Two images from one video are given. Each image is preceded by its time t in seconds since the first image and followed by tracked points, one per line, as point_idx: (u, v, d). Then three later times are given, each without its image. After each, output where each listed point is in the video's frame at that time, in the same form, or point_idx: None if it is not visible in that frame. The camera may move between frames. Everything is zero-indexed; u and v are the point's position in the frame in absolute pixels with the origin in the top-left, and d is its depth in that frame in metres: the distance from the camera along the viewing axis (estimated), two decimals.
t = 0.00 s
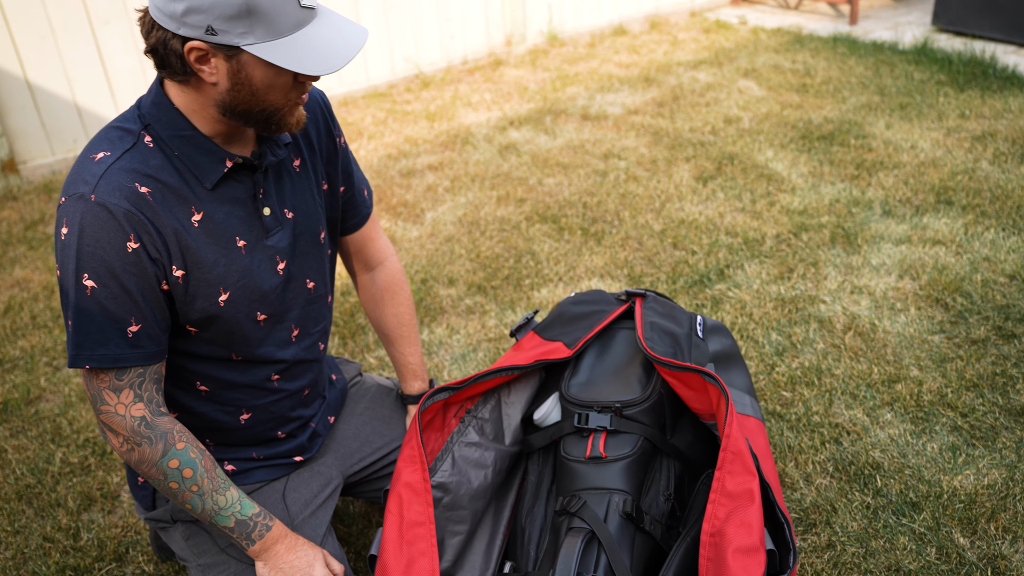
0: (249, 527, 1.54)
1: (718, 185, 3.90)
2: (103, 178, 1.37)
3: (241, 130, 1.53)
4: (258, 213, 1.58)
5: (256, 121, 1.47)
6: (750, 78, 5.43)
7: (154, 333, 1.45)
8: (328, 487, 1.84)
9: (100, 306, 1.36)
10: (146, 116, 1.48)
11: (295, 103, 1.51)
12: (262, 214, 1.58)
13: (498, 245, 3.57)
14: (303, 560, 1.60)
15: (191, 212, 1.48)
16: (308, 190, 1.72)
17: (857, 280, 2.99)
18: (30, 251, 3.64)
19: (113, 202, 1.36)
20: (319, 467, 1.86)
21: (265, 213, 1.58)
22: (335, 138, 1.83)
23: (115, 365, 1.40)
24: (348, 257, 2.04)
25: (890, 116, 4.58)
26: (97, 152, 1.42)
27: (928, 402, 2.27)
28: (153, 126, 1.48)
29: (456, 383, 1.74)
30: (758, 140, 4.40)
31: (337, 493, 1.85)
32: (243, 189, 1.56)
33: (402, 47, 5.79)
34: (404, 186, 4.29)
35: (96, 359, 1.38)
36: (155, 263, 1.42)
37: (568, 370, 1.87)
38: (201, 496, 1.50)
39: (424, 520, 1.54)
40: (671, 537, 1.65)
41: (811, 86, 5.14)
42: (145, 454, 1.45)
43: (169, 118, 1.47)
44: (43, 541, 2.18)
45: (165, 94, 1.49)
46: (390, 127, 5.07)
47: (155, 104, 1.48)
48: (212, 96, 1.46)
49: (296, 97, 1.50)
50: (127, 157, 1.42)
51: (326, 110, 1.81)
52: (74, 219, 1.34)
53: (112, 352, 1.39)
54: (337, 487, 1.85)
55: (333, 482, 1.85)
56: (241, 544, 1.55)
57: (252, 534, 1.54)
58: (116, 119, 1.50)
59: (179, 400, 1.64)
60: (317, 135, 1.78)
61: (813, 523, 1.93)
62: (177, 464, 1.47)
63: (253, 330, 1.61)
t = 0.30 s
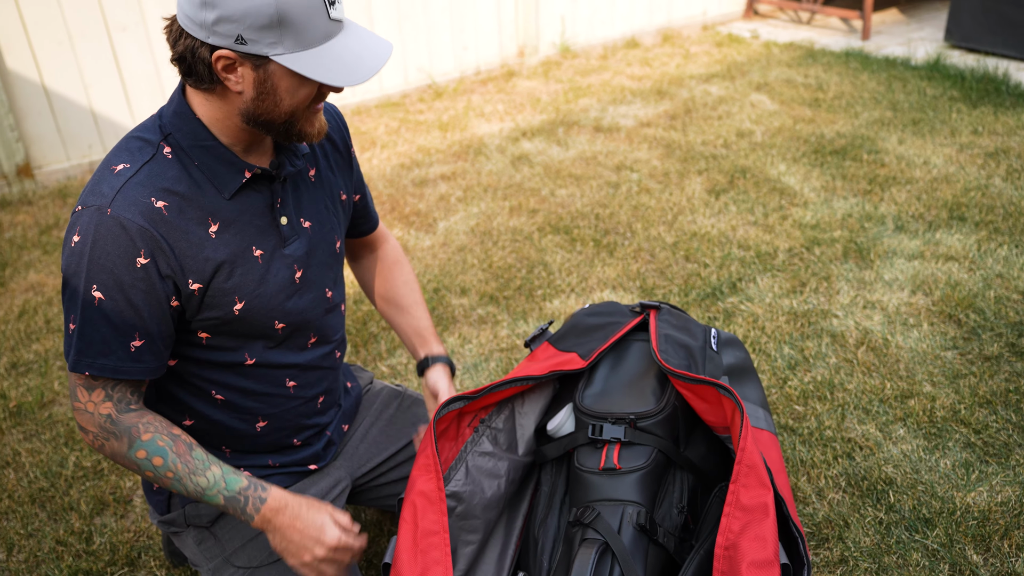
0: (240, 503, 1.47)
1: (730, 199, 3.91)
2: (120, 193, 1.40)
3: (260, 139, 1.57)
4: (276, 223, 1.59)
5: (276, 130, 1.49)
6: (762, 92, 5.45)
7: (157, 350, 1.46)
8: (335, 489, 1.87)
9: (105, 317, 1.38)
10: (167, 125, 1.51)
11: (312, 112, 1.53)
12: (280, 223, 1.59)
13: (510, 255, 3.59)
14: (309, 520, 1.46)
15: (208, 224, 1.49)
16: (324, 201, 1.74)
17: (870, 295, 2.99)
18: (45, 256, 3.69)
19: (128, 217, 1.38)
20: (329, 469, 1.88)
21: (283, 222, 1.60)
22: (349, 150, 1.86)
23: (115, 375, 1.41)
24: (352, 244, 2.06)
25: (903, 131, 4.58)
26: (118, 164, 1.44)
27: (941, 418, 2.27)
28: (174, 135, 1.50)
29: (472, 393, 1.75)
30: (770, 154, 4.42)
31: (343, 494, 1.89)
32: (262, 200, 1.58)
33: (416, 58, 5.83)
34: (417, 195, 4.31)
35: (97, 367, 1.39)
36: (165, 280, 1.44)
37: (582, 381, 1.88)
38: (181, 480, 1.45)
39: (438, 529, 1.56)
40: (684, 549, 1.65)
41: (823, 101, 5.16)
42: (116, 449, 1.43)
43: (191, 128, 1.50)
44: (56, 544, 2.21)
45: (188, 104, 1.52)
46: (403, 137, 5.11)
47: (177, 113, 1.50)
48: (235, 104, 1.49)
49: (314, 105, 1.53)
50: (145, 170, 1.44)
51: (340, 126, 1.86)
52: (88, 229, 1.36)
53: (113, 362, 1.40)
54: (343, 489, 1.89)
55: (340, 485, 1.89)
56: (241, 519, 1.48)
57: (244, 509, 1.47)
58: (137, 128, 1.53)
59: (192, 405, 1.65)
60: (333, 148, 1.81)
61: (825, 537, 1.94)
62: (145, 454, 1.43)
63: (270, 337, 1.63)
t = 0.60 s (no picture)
0: (240, 355, 1.38)
1: (738, 205, 3.91)
2: (126, 188, 1.38)
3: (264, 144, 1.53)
4: (282, 223, 1.57)
5: (251, 135, 1.45)
6: (770, 98, 5.45)
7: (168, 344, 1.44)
8: (343, 493, 1.88)
9: (114, 313, 1.36)
10: (175, 124, 1.49)
11: (295, 129, 1.48)
12: (286, 224, 1.57)
13: (518, 260, 3.59)
14: (295, 308, 1.33)
15: (213, 221, 1.48)
16: (330, 206, 1.72)
17: (878, 302, 2.99)
18: (53, 257, 3.71)
19: (133, 212, 1.37)
20: (337, 473, 1.88)
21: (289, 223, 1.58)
22: (354, 156, 1.87)
23: (130, 372, 1.38)
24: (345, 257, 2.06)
25: (911, 138, 4.58)
26: (124, 161, 1.43)
27: (950, 426, 2.27)
28: (180, 134, 1.49)
29: (482, 398, 1.76)
30: (778, 159, 4.42)
31: (351, 499, 1.89)
32: (268, 200, 1.56)
33: (423, 62, 5.84)
34: (424, 199, 4.32)
35: (114, 363, 1.37)
36: (171, 275, 1.42)
37: (591, 386, 1.88)
38: (187, 388, 1.38)
39: (447, 533, 1.57)
40: (693, 555, 1.66)
41: (831, 107, 5.16)
42: (129, 420, 1.39)
43: (197, 127, 1.48)
44: (63, 546, 2.21)
45: (195, 101, 1.50)
46: (411, 141, 5.13)
47: (184, 112, 1.49)
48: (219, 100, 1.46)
49: (297, 122, 1.47)
50: (151, 167, 1.43)
51: (346, 132, 1.87)
52: (94, 225, 1.35)
53: (122, 359, 1.37)
54: (351, 493, 1.90)
55: (348, 488, 1.89)
56: (263, 365, 1.38)
57: (244, 354, 1.37)
58: (145, 127, 1.52)
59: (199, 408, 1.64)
60: (337, 150, 1.82)
61: (834, 546, 1.94)
62: (148, 399, 1.38)
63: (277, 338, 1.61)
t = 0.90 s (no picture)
0: (286, 389, 1.48)
1: (743, 211, 3.91)
2: (133, 193, 1.38)
3: (270, 147, 1.55)
4: (287, 228, 1.58)
5: (278, 138, 1.48)
6: (775, 104, 5.46)
7: (178, 347, 1.44)
8: (348, 498, 1.88)
9: (126, 318, 1.36)
10: (179, 129, 1.50)
11: (318, 126, 1.52)
12: (290, 228, 1.58)
13: (523, 265, 3.60)
14: (353, 367, 1.51)
15: (220, 226, 1.48)
16: (334, 209, 1.73)
17: (884, 309, 2.99)
18: (58, 259, 3.73)
19: (142, 217, 1.37)
20: (341, 479, 1.88)
21: (293, 227, 1.59)
22: (355, 160, 1.88)
23: (138, 375, 1.39)
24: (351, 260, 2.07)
25: (916, 144, 4.58)
26: (129, 166, 1.43)
27: (956, 434, 2.27)
28: (185, 139, 1.49)
29: (487, 404, 1.76)
30: (783, 165, 4.42)
31: (355, 504, 1.89)
32: (272, 205, 1.56)
33: (429, 66, 5.86)
34: (429, 203, 4.33)
35: (122, 367, 1.37)
36: (180, 278, 1.42)
37: (596, 392, 1.89)
38: (225, 409, 1.44)
39: (452, 539, 1.57)
40: (698, 562, 1.66)
41: (836, 113, 5.16)
42: (156, 431, 1.40)
43: (202, 132, 1.48)
44: (68, 549, 2.22)
45: (199, 108, 1.51)
46: (416, 145, 5.14)
47: (189, 117, 1.49)
48: (239, 107, 1.47)
49: (320, 119, 1.51)
50: (157, 172, 1.43)
51: (346, 136, 1.88)
52: (102, 231, 1.35)
53: (133, 362, 1.38)
54: (356, 498, 1.90)
55: (352, 494, 1.89)
56: (305, 404, 1.49)
57: (293, 384, 1.48)
58: (149, 132, 1.52)
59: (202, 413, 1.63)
60: (339, 154, 1.83)
61: (839, 553, 1.94)
62: (181, 415, 1.41)
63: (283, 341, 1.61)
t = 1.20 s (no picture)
0: (239, 441, 1.51)
1: (745, 216, 3.92)
2: (132, 195, 1.40)
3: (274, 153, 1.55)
4: (289, 232, 1.59)
5: (266, 142, 1.47)
6: (778, 109, 5.47)
7: (149, 355, 1.44)
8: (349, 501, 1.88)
9: (102, 315, 1.37)
10: (187, 131, 1.51)
11: (308, 141, 1.50)
12: (293, 232, 1.59)
13: (525, 269, 3.61)
14: (312, 445, 1.50)
15: (220, 229, 1.48)
16: (337, 214, 1.74)
17: (886, 315, 2.99)
18: (61, 263, 3.74)
19: (138, 218, 1.38)
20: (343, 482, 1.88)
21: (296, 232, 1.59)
22: (359, 165, 1.89)
23: (105, 373, 1.41)
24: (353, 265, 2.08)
25: (919, 150, 4.58)
26: (133, 167, 1.45)
27: (958, 440, 2.26)
28: (192, 140, 1.50)
29: (489, 408, 1.76)
30: (786, 171, 4.42)
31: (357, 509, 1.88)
32: (276, 209, 1.57)
33: (432, 71, 5.88)
34: (432, 208, 4.34)
35: (91, 362, 1.40)
36: (168, 285, 1.42)
37: (598, 397, 1.89)
38: (176, 437, 1.48)
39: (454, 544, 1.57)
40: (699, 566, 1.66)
41: (839, 119, 5.17)
42: (108, 429, 1.45)
43: (209, 134, 1.49)
44: (70, 552, 2.23)
45: (208, 109, 1.52)
46: (419, 149, 5.16)
47: (197, 119, 1.50)
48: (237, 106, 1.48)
49: (311, 133, 1.49)
50: (158, 173, 1.44)
51: (351, 141, 1.88)
52: (97, 226, 1.37)
53: (101, 359, 1.40)
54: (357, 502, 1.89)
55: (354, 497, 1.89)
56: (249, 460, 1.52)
57: (247, 442, 1.51)
58: (157, 134, 1.53)
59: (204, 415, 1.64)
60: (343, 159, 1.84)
61: (841, 559, 1.94)
62: (136, 424, 1.46)
63: (282, 346, 1.61)
